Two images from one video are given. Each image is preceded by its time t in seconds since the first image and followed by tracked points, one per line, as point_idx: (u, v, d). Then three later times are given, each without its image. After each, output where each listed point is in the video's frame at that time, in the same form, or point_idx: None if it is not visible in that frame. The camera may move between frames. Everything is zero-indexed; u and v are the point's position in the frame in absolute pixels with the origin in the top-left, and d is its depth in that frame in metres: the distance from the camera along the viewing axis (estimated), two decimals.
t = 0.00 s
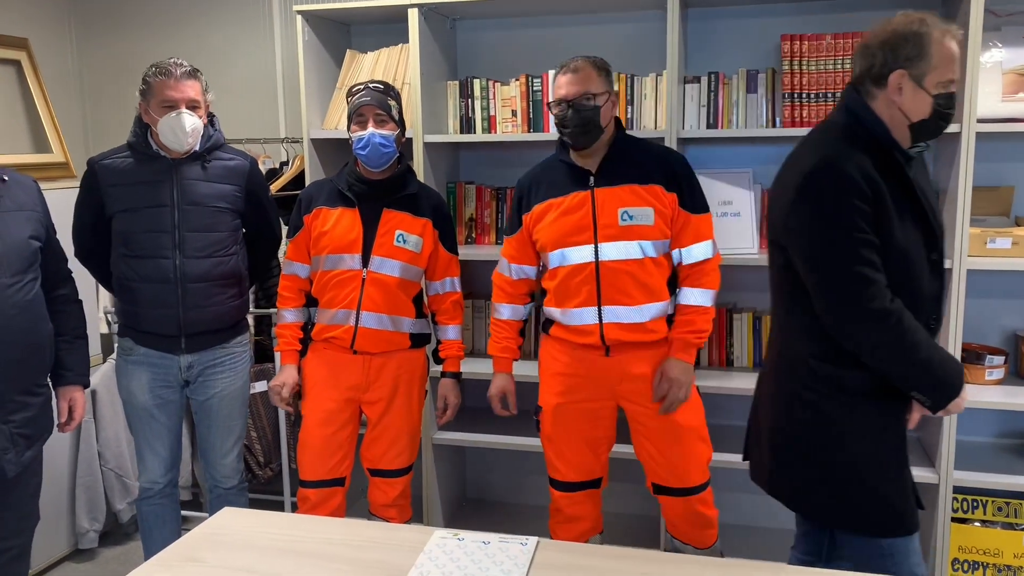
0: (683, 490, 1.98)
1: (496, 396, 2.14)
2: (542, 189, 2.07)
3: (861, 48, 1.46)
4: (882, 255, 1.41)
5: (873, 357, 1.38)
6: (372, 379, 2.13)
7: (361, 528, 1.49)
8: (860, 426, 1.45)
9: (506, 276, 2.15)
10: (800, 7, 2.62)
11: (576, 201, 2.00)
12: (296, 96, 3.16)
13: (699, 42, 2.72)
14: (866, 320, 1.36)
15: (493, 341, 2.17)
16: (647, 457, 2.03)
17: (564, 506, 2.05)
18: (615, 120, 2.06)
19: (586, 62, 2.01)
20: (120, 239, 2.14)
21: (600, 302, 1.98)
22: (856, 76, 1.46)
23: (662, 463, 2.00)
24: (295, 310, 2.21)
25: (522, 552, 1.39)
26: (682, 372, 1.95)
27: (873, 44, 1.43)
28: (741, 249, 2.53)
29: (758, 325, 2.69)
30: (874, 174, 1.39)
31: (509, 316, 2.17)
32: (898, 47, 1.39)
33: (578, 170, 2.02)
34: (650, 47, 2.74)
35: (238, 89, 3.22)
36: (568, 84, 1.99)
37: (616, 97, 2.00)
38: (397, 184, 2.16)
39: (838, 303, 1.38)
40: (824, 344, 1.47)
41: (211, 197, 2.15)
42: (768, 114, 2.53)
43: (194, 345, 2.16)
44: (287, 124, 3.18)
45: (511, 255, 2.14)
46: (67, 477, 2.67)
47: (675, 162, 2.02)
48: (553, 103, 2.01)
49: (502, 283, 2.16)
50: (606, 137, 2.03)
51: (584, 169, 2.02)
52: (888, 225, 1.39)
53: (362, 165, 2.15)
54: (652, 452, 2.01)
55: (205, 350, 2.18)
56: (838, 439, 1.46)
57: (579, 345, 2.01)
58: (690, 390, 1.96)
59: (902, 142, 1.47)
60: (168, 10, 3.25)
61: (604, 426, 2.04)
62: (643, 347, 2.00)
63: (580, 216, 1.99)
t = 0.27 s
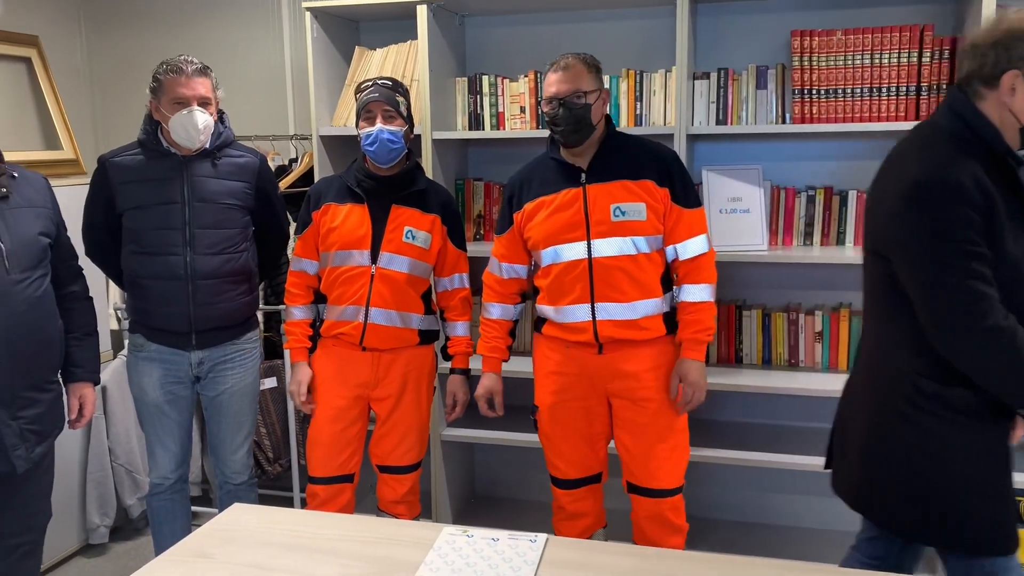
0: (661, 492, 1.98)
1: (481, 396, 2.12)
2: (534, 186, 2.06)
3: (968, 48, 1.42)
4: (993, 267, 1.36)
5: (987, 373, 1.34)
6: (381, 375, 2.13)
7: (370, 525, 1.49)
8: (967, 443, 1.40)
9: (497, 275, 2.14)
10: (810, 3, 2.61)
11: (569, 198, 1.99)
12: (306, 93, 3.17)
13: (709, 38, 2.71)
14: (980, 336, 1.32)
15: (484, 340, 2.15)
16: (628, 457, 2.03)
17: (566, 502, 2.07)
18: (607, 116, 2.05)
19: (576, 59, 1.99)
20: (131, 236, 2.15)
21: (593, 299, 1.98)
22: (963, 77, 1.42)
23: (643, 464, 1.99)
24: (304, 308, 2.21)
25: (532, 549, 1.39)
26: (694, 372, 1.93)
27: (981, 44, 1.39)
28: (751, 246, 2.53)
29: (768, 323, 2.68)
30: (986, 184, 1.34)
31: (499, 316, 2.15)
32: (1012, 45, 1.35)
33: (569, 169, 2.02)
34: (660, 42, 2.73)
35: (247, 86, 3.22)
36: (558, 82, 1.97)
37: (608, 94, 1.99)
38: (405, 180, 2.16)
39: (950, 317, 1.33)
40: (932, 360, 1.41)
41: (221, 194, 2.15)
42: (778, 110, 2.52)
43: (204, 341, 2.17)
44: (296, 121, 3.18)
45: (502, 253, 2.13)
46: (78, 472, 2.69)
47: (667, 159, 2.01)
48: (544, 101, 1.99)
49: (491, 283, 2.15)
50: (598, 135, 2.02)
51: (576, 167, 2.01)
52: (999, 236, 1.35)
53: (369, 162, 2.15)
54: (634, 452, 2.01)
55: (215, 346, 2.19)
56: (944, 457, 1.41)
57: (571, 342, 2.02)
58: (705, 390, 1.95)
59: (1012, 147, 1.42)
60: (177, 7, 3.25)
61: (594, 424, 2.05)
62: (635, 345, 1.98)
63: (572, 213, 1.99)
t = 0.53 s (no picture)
0: (667, 494, 1.97)
1: (501, 393, 2.12)
2: (543, 181, 2.05)
3: None
4: None
5: None
6: (389, 373, 2.13)
7: (379, 522, 1.49)
8: None
9: (505, 269, 2.14)
10: None
11: (580, 195, 1.98)
12: (315, 90, 3.17)
13: (719, 35, 2.70)
14: None
15: (495, 337, 2.15)
16: (635, 459, 2.02)
17: (572, 504, 2.07)
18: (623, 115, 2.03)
19: (598, 54, 1.97)
20: (142, 234, 2.15)
21: (599, 298, 1.97)
22: None
23: (649, 466, 1.99)
24: (313, 306, 2.21)
25: (542, 547, 1.38)
26: (715, 379, 1.97)
27: None
28: (762, 244, 2.52)
29: (778, 321, 2.67)
30: None
31: (510, 311, 2.14)
32: None
33: (582, 165, 2.01)
34: (670, 39, 2.72)
35: (257, 83, 3.23)
36: (578, 75, 1.95)
37: (626, 92, 1.98)
38: (414, 177, 2.15)
39: None
40: None
41: (231, 191, 2.15)
42: (789, 107, 2.51)
43: (214, 338, 2.17)
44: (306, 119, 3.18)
45: (509, 248, 2.12)
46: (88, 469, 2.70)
47: (682, 163, 2.00)
48: (562, 94, 1.96)
49: (500, 277, 2.14)
50: (613, 132, 2.01)
51: (589, 164, 2.00)
52: None
53: (378, 159, 2.14)
54: (641, 455, 2.00)
55: (224, 344, 2.19)
56: None
57: (574, 342, 2.01)
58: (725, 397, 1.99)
59: None
60: (186, 4, 3.26)
61: (597, 425, 2.05)
62: (639, 347, 1.97)
63: (582, 211, 1.98)
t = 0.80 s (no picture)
0: (681, 496, 1.97)
1: (507, 390, 2.11)
2: (562, 178, 2.05)
3: None
4: None
5: None
6: (400, 373, 2.13)
7: (390, 521, 1.49)
8: None
9: (519, 266, 2.13)
10: None
11: (600, 192, 1.98)
12: (326, 90, 3.17)
13: (730, 34, 2.69)
14: None
15: (504, 334, 2.14)
16: (649, 461, 2.02)
17: (585, 504, 2.07)
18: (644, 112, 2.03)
19: (620, 50, 1.97)
20: (153, 233, 2.16)
21: (616, 297, 1.97)
22: None
23: (662, 468, 1.98)
24: (323, 305, 2.20)
25: (553, 547, 1.38)
26: (728, 383, 1.97)
27: None
28: (773, 243, 2.51)
29: (789, 320, 2.66)
30: None
31: (521, 308, 2.14)
32: None
33: (603, 162, 2.00)
34: (681, 37, 2.71)
35: (267, 82, 3.23)
36: (600, 71, 1.95)
37: (649, 89, 1.97)
38: (424, 175, 2.16)
39: None
40: None
41: (242, 190, 2.15)
42: (801, 106, 2.50)
43: (225, 337, 2.18)
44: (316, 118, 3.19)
45: (524, 244, 2.12)
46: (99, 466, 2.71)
47: (703, 164, 2.00)
48: (583, 89, 1.96)
49: (514, 274, 2.14)
50: (635, 130, 2.00)
51: (610, 161, 1.99)
52: None
53: (386, 158, 2.14)
54: (654, 457, 2.00)
55: (235, 342, 2.20)
56: None
57: (589, 342, 2.01)
58: (736, 400, 1.99)
59: None
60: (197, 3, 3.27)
61: (609, 426, 2.05)
62: (654, 348, 1.97)
63: (601, 209, 1.98)
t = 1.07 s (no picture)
0: (695, 500, 1.97)
1: (526, 395, 2.12)
2: (577, 180, 2.06)
3: None
4: None
5: None
6: (412, 375, 2.14)
7: (403, 522, 1.50)
8: None
9: (535, 270, 2.14)
10: None
11: (615, 196, 1.98)
12: (336, 91, 3.18)
13: (742, 35, 2.68)
14: None
15: (523, 338, 2.14)
16: (662, 465, 2.02)
17: (597, 507, 2.07)
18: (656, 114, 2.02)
19: (625, 54, 1.96)
20: (165, 235, 2.17)
21: (630, 302, 1.97)
22: None
23: (676, 472, 1.98)
24: (335, 309, 2.21)
25: (565, 549, 1.38)
26: (745, 387, 1.97)
27: None
28: (784, 244, 2.50)
29: (800, 322, 2.66)
30: None
31: (538, 312, 2.14)
32: None
33: (617, 166, 2.00)
34: (691, 39, 2.71)
35: (278, 84, 3.24)
36: (606, 76, 1.95)
37: (657, 89, 1.96)
38: (434, 176, 2.16)
39: None
40: None
41: (254, 192, 2.16)
42: (812, 107, 2.49)
43: (236, 339, 2.18)
44: (327, 119, 3.20)
45: (540, 248, 2.13)
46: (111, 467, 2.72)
47: (718, 165, 1.99)
48: (591, 96, 1.97)
49: (530, 277, 2.15)
50: (646, 132, 1.99)
51: (624, 165, 1.99)
52: None
53: (397, 159, 2.15)
54: (668, 461, 2.00)
55: (247, 344, 2.20)
56: None
57: (603, 346, 2.01)
58: (754, 404, 2.00)
59: None
60: (209, 6, 3.28)
61: (623, 429, 2.05)
62: (669, 352, 1.97)
63: (615, 213, 1.97)
